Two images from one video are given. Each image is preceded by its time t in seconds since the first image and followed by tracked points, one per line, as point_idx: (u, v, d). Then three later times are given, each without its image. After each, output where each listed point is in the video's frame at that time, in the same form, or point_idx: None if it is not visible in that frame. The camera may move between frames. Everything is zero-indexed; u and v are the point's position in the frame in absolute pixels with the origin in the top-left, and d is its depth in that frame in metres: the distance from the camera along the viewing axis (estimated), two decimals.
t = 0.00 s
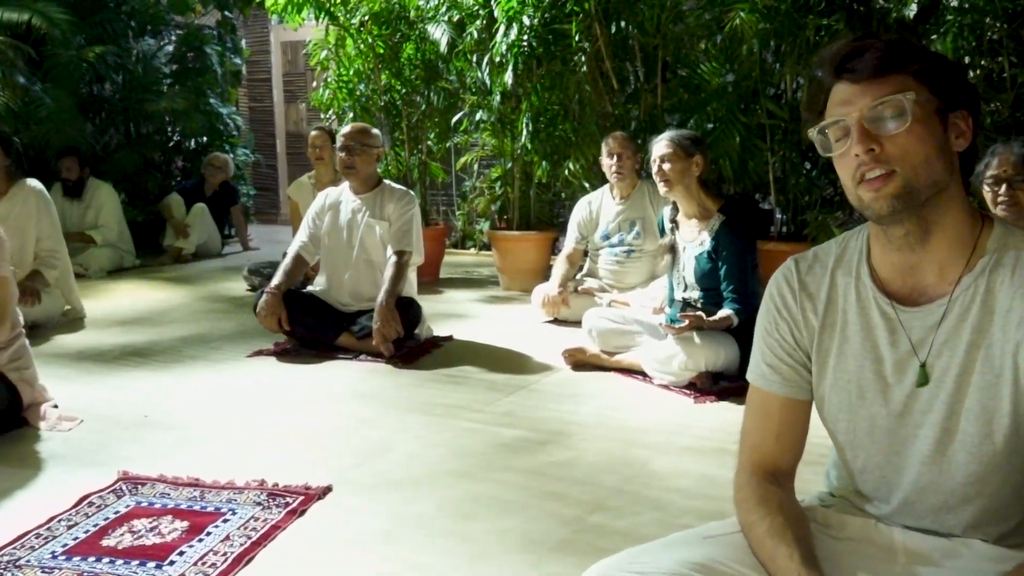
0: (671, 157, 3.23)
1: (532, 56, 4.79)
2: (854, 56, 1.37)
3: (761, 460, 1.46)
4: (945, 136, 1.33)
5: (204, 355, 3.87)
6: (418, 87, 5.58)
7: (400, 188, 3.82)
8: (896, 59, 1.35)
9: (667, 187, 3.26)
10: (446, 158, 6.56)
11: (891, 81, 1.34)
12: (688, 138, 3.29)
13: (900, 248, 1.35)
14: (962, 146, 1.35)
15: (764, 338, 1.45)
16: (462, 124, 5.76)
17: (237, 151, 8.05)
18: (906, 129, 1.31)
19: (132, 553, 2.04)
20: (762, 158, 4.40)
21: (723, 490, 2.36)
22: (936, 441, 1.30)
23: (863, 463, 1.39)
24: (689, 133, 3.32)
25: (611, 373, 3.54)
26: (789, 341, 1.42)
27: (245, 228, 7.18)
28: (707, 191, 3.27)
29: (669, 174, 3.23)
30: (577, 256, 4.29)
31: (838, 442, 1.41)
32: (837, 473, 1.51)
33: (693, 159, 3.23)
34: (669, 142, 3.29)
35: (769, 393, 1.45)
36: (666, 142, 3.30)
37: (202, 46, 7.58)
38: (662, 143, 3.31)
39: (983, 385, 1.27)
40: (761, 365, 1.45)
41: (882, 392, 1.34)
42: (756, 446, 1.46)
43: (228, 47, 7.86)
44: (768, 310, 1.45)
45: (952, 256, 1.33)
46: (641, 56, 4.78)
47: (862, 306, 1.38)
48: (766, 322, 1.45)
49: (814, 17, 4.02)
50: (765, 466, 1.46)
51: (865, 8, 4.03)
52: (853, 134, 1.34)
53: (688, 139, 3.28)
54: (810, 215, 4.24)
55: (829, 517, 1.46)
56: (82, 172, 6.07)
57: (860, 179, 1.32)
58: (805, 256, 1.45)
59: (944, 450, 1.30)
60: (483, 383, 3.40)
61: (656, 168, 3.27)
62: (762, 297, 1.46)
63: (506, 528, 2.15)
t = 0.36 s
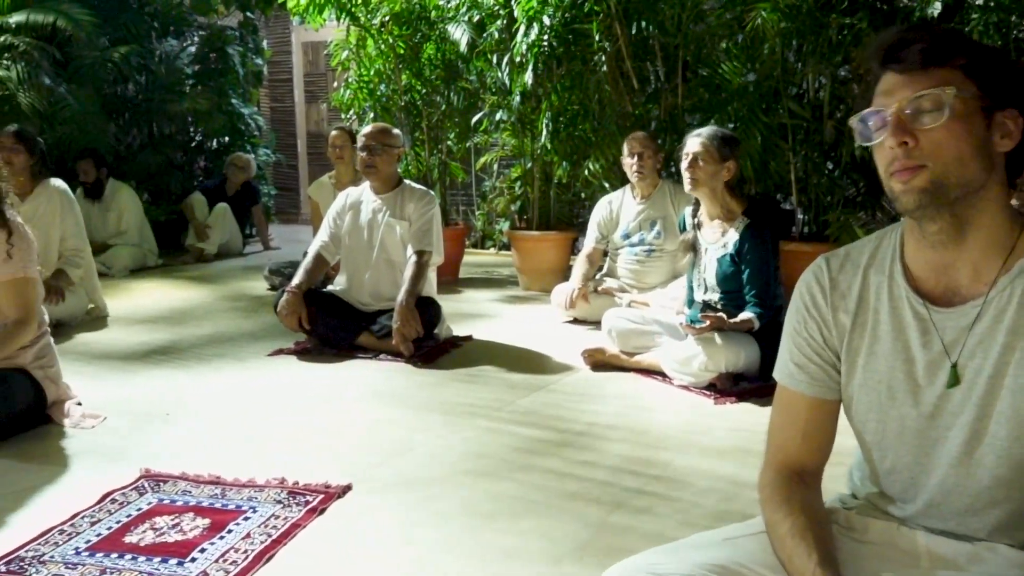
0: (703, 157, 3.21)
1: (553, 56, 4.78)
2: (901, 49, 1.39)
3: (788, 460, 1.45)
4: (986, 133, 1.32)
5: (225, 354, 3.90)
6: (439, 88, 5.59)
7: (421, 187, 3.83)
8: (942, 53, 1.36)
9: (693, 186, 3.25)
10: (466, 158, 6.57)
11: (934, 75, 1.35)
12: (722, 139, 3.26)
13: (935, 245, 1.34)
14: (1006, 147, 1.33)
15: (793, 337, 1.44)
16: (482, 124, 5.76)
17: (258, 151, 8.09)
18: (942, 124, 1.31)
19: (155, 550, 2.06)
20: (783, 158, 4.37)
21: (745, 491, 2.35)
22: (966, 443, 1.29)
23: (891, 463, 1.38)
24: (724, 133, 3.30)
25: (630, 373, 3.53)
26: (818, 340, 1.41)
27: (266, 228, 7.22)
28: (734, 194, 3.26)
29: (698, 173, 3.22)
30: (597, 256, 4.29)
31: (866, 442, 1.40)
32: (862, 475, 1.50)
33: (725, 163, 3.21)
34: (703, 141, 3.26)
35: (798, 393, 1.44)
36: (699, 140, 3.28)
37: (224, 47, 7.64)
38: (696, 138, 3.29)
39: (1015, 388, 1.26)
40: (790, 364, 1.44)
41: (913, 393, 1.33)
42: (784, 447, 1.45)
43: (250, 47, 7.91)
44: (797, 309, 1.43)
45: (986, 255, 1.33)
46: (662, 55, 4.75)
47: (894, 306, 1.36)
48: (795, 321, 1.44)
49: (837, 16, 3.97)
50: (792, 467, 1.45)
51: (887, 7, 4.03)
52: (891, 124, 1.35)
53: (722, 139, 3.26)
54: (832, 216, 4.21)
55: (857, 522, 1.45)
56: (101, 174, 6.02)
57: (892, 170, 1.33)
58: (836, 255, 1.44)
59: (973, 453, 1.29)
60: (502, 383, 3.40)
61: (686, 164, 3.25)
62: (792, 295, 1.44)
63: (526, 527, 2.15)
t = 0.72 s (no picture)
0: (729, 162, 3.21)
1: (573, 56, 4.78)
2: (1016, 38, 1.30)
3: (815, 459, 1.42)
4: None
5: (246, 353, 3.92)
6: (459, 88, 5.60)
7: (442, 188, 3.84)
8: None
9: (719, 191, 3.25)
10: (486, 159, 6.58)
11: None
12: (749, 143, 3.25)
13: (983, 245, 1.33)
14: None
15: (825, 331, 1.42)
16: (502, 124, 5.76)
17: (280, 152, 8.13)
18: None
19: (177, 547, 2.08)
20: (805, 158, 4.34)
21: (766, 493, 2.34)
22: (1001, 445, 1.29)
23: (921, 463, 1.37)
24: (752, 137, 3.29)
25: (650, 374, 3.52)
26: (852, 335, 1.39)
27: (287, 228, 7.26)
28: (759, 197, 3.25)
29: (725, 179, 3.21)
30: (617, 257, 4.28)
31: (897, 441, 1.39)
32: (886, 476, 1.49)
33: (751, 168, 3.21)
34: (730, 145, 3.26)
35: (827, 388, 1.41)
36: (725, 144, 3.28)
37: (246, 48, 7.70)
38: (724, 142, 3.30)
39: None
40: (820, 358, 1.42)
41: (949, 393, 1.32)
42: (810, 443, 1.43)
43: (272, 48, 7.95)
44: (831, 302, 1.41)
45: None
46: (682, 54, 4.74)
47: (933, 304, 1.34)
48: (828, 314, 1.41)
49: (859, 15, 3.98)
50: (817, 465, 1.42)
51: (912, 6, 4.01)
52: (980, 122, 1.30)
53: (751, 144, 3.26)
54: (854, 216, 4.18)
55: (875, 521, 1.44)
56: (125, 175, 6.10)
57: (964, 168, 1.29)
58: (872, 249, 1.42)
59: (1007, 456, 1.29)
60: (522, 383, 3.40)
61: (712, 168, 3.25)
62: (825, 288, 1.42)
63: (546, 527, 2.15)
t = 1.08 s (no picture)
0: (745, 163, 3.19)
1: (591, 56, 4.76)
2: None
3: (843, 460, 1.41)
4: None
5: (265, 351, 3.94)
6: (477, 88, 5.60)
7: (460, 188, 3.85)
8: None
9: (734, 193, 3.24)
10: (504, 159, 6.59)
11: None
12: (765, 144, 3.23)
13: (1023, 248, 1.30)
14: None
15: (854, 330, 1.40)
16: (521, 124, 5.76)
17: (299, 152, 8.16)
18: None
19: (196, 544, 2.09)
20: (826, 158, 4.32)
21: (785, 495, 2.32)
22: None
23: (949, 465, 1.36)
24: (767, 136, 3.26)
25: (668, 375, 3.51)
26: (881, 335, 1.37)
27: (306, 227, 7.29)
28: (777, 197, 3.24)
29: (741, 180, 3.20)
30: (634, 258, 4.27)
31: (925, 442, 1.37)
32: (910, 478, 1.47)
33: (767, 170, 3.19)
34: (745, 145, 3.24)
35: (855, 388, 1.40)
36: (740, 145, 3.26)
37: (266, 49, 7.73)
38: (739, 143, 3.27)
39: None
40: (848, 358, 1.40)
41: (980, 396, 1.31)
42: (838, 444, 1.42)
43: (291, 49, 7.99)
44: (861, 301, 1.39)
45: None
46: (702, 54, 4.72)
47: (966, 306, 1.32)
48: (858, 313, 1.40)
49: (881, 14, 3.97)
50: (845, 466, 1.41)
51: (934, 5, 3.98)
52: None
53: (767, 145, 3.23)
54: (874, 217, 4.16)
55: (897, 522, 1.43)
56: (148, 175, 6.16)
57: (1015, 168, 1.26)
58: (903, 248, 1.40)
59: None
60: (540, 384, 3.40)
61: (728, 169, 3.24)
62: (855, 287, 1.40)
63: (564, 528, 2.15)
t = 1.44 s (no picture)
0: (770, 157, 3.17)
1: (615, 55, 4.75)
2: None
3: (861, 462, 1.40)
4: None
5: (289, 350, 3.96)
6: (501, 88, 5.59)
7: (482, 187, 3.85)
8: None
9: (760, 187, 3.21)
10: (527, 158, 6.60)
11: None
12: (789, 139, 3.22)
13: None
14: None
15: (871, 333, 1.38)
16: (544, 124, 5.75)
17: (323, 152, 8.20)
18: None
19: (221, 541, 2.11)
20: (851, 157, 4.28)
21: (809, 498, 2.31)
22: None
23: (972, 467, 1.34)
24: (789, 134, 3.26)
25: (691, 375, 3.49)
26: (898, 338, 1.36)
27: (329, 227, 7.32)
28: (801, 194, 3.22)
29: (765, 174, 3.18)
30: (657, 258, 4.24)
31: (947, 444, 1.36)
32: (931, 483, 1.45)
33: (792, 164, 3.17)
34: (769, 140, 3.23)
35: (873, 392, 1.38)
36: (763, 141, 3.24)
37: (291, 49, 7.77)
38: (762, 139, 3.25)
39: None
40: (865, 361, 1.38)
41: (1002, 396, 1.29)
42: (857, 448, 1.40)
43: (316, 50, 8.04)
44: (877, 305, 1.37)
45: None
46: (726, 54, 4.69)
47: (986, 305, 1.30)
48: (874, 316, 1.38)
49: (908, 13, 3.92)
50: (864, 469, 1.39)
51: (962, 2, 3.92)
52: None
53: (789, 140, 3.22)
54: (901, 218, 4.12)
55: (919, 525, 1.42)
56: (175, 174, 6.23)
57: None
58: (919, 248, 1.37)
59: None
60: (562, 384, 3.40)
61: (752, 164, 3.21)
62: (871, 290, 1.38)
63: (586, 529, 2.15)
